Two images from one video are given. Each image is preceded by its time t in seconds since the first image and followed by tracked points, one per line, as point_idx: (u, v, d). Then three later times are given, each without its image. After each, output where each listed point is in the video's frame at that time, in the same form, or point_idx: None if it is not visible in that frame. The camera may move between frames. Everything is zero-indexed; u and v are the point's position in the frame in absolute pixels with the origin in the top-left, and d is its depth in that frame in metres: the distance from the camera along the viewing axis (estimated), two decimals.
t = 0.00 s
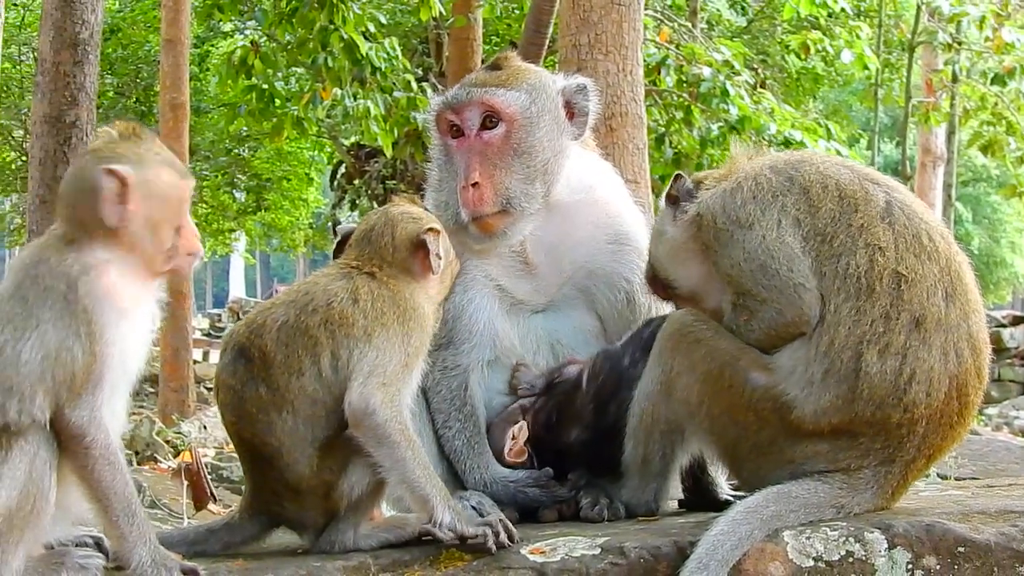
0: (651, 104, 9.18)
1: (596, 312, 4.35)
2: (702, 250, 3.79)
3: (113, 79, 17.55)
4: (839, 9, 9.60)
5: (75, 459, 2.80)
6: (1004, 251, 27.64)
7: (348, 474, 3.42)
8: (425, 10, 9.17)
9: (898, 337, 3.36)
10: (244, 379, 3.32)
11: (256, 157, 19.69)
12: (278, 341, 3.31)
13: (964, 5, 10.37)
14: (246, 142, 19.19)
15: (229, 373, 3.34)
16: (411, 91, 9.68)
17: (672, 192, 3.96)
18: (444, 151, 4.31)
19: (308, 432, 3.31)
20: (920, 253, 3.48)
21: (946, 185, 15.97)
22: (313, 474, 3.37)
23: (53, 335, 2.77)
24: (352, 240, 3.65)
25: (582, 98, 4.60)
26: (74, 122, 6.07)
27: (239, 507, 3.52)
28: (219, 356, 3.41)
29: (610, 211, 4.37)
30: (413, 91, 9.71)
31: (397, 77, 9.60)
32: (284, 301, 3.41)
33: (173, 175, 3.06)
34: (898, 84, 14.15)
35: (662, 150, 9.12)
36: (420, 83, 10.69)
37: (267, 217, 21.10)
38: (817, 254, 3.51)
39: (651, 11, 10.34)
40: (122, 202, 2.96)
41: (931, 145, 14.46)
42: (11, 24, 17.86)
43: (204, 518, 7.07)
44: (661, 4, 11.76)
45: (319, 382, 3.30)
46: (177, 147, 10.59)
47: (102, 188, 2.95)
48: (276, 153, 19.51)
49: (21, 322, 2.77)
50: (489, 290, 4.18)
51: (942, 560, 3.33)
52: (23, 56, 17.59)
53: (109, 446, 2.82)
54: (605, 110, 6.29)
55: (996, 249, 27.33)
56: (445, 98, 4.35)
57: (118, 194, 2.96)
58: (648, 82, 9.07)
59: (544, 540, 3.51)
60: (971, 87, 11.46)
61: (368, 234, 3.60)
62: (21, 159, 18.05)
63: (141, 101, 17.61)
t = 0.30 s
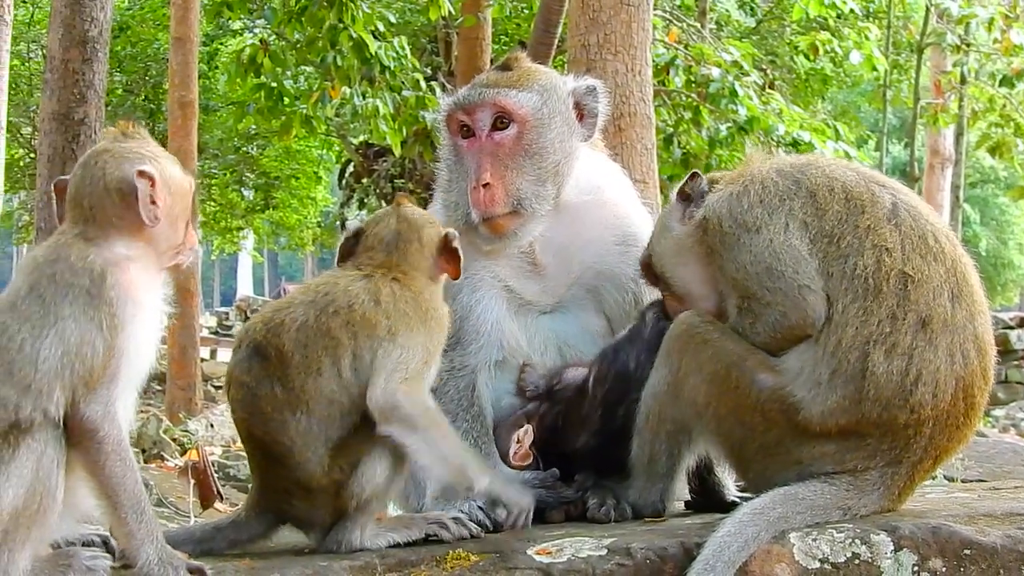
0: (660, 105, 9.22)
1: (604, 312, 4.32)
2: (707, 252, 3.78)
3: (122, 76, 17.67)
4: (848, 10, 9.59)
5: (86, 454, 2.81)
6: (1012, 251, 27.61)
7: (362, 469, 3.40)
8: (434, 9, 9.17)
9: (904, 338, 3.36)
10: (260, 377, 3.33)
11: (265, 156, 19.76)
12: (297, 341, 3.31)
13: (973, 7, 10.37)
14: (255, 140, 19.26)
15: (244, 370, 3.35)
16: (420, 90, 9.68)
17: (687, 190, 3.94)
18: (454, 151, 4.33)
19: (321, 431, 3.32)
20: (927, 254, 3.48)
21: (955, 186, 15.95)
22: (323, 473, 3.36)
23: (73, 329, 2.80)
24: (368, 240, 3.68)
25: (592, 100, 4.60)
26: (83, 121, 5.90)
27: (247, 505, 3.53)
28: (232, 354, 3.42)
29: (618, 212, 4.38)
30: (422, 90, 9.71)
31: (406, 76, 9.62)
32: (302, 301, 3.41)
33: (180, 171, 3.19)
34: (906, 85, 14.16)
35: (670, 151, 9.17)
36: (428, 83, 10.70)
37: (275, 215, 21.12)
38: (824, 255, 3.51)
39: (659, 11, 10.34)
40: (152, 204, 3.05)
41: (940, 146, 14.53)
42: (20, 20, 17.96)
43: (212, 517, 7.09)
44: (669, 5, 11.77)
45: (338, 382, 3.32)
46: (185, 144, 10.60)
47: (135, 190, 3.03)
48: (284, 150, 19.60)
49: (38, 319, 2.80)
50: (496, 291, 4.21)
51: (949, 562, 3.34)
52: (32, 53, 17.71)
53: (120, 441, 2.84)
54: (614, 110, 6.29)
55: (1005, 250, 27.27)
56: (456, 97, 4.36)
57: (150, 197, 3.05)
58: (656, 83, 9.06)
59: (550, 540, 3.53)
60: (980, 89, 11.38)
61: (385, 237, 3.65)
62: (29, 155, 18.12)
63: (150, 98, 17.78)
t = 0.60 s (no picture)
0: (666, 105, 9.19)
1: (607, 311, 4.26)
2: (706, 255, 3.79)
3: (127, 75, 17.66)
4: (852, 11, 9.56)
5: (103, 446, 2.88)
6: (1017, 253, 27.48)
7: (390, 470, 3.41)
8: (439, 9, 9.18)
9: (909, 341, 3.36)
10: (295, 376, 3.31)
11: (270, 156, 19.79)
12: (339, 341, 3.33)
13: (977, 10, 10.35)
14: (259, 140, 19.25)
15: (279, 368, 3.32)
16: (426, 90, 9.70)
17: (700, 181, 3.93)
18: (463, 148, 4.34)
19: (355, 432, 3.34)
20: (930, 256, 3.49)
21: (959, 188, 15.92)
22: (347, 477, 3.37)
23: (99, 322, 2.84)
24: (367, 243, 3.72)
25: (599, 102, 4.59)
26: (89, 119, 5.98)
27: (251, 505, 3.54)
28: (259, 350, 3.37)
29: (622, 214, 4.38)
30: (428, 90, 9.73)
31: (412, 76, 9.64)
32: (337, 301, 3.43)
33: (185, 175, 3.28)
34: (910, 87, 14.21)
35: (675, 151, 9.09)
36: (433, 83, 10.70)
37: (280, 216, 21.16)
38: (833, 257, 3.51)
39: (664, 12, 10.32)
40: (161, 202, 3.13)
41: (944, 147, 14.49)
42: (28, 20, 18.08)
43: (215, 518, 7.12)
44: (673, 6, 11.77)
45: (383, 384, 3.38)
46: (189, 144, 10.64)
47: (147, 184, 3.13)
48: (289, 150, 19.68)
49: (63, 312, 2.81)
50: (502, 291, 4.20)
51: (952, 566, 3.33)
52: (37, 52, 18.12)
53: (134, 434, 2.90)
54: (619, 111, 6.26)
55: (1011, 252, 27.10)
56: (467, 96, 4.37)
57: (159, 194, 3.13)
58: (663, 83, 9.01)
59: (553, 542, 3.54)
60: (985, 92, 11.43)
61: (386, 236, 3.71)
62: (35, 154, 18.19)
63: (155, 97, 17.74)
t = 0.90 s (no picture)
0: (650, 121, 9.51)
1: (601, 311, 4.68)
2: (680, 258, 4.15)
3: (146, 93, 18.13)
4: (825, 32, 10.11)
5: (146, 422, 3.29)
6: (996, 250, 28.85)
7: (400, 452, 3.81)
8: (445, 32, 9.62)
9: (871, 330, 3.71)
10: (310, 368, 3.68)
11: (292, 168, 21.36)
12: (349, 336, 3.72)
13: (937, 33, 11.16)
14: (283, 154, 20.95)
15: (295, 363, 3.70)
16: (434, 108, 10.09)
17: (673, 195, 4.28)
18: (472, 158, 4.68)
19: (365, 418, 3.70)
20: (887, 254, 3.85)
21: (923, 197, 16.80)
22: (362, 459, 3.73)
23: (140, 309, 3.30)
24: (370, 249, 4.11)
25: (594, 119, 4.94)
26: (126, 135, 6.60)
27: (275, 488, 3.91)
28: (278, 347, 3.76)
29: (612, 221, 4.77)
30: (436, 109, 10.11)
31: (421, 95, 10.04)
32: (345, 302, 3.82)
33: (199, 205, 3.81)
34: (878, 105, 15.28)
35: (661, 164, 9.62)
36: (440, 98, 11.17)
37: (301, 223, 22.72)
38: (800, 257, 3.87)
39: (650, 35, 10.77)
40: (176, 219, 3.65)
41: (907, 158, 15.30)
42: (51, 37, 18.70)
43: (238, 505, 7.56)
44: (658, 30, 12.30)
45: (390, 374, 3.76)
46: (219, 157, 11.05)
47: (162, 205, 3.64)
48: (310, 162, 21.37)
49: (109, 298, 3.28)
50: (502, 289, 4.60)
51: (915, 539, 3.67)
52: (80, 74, 20.50)
53: (172, 407, 3.32)
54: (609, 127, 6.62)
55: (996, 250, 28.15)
56: (478, 111, 4.70)
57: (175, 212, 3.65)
58: (647, 101, 9.44)
59: (553, 519, 3.90)
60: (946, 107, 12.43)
61: (392, 240, 4.09)
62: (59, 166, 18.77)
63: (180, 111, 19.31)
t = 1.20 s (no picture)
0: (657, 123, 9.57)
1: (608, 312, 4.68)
2: (686, 259, 4.15)
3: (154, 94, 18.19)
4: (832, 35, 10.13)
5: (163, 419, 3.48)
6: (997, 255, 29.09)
7: (407, 451, 3.78)
8: (454, 35, 9.62)
9: (880, 330, 3.73)
10: (317, 367, 3.69)
11: (300, 168, 21.56)
12: (356, 335, 3.73)
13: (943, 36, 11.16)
14: (291, 154, 21.09)
15: (302, 362, 3.71)
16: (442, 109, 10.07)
17: (675, 198, 4.25)
18: (479, 161, 4.71)
19: (372, 417, 3.70)
20: (896, 254, 3.88)
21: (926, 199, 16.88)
22: (368, 459, 3.72)
23: (154, 333, 3.47)
24: (382, 247, 4.13)
25: (600, 120, 4.96)
26: (135, 136, 7.09)
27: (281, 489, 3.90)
28: (286, 346, 3.78)
29: (618, 221, 4.77)
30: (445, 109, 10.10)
31: (429, 96, 9.99)
32: (352, 301, 3.84)
33: (224, 217, 3.92)
34: (882, 107, 15.38)
35: (668, 165, 9.61)
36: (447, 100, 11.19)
37: (309, 223, 22.85)
38: (809, 259, 3.88)
39: (657, 38, 10.77)
40: (198, 245, 3.75)
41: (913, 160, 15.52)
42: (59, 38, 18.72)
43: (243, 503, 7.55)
44: (666, 32, 12.34)
45: (396, 373, 3.76)
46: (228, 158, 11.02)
47: (181, 233, 3.73)
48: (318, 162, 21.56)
49: (119, 304, 3.43)
50: (510, 291, 4.59)
51: (922, 540, 3.67)
52: (89, 74, 20.61)
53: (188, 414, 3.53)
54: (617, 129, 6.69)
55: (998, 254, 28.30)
56: (484, 113, 4.71)
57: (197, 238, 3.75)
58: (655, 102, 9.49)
59: (559, 519, 3.90)
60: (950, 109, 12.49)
61: (399, 239, 4.12)
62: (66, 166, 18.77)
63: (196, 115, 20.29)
